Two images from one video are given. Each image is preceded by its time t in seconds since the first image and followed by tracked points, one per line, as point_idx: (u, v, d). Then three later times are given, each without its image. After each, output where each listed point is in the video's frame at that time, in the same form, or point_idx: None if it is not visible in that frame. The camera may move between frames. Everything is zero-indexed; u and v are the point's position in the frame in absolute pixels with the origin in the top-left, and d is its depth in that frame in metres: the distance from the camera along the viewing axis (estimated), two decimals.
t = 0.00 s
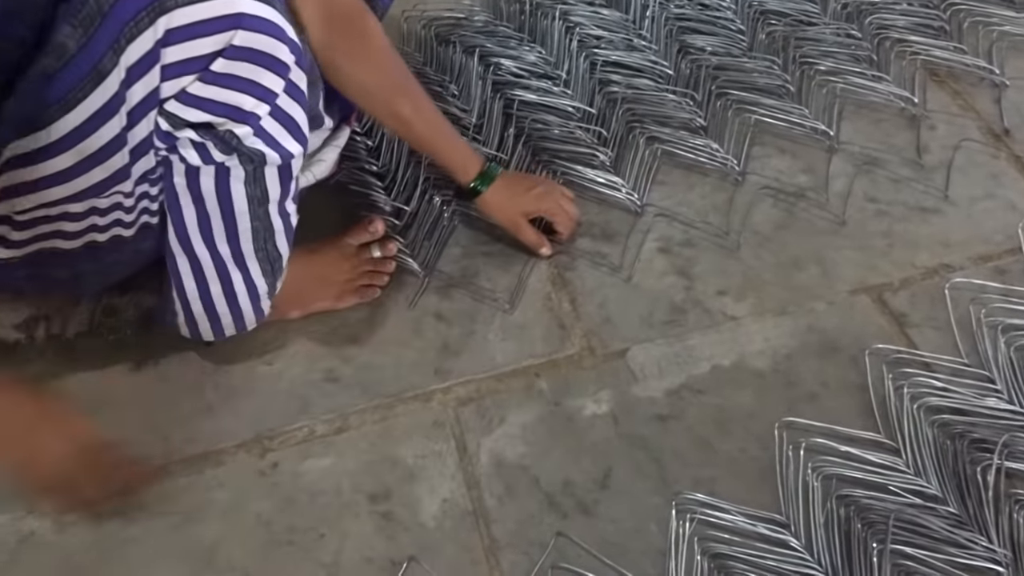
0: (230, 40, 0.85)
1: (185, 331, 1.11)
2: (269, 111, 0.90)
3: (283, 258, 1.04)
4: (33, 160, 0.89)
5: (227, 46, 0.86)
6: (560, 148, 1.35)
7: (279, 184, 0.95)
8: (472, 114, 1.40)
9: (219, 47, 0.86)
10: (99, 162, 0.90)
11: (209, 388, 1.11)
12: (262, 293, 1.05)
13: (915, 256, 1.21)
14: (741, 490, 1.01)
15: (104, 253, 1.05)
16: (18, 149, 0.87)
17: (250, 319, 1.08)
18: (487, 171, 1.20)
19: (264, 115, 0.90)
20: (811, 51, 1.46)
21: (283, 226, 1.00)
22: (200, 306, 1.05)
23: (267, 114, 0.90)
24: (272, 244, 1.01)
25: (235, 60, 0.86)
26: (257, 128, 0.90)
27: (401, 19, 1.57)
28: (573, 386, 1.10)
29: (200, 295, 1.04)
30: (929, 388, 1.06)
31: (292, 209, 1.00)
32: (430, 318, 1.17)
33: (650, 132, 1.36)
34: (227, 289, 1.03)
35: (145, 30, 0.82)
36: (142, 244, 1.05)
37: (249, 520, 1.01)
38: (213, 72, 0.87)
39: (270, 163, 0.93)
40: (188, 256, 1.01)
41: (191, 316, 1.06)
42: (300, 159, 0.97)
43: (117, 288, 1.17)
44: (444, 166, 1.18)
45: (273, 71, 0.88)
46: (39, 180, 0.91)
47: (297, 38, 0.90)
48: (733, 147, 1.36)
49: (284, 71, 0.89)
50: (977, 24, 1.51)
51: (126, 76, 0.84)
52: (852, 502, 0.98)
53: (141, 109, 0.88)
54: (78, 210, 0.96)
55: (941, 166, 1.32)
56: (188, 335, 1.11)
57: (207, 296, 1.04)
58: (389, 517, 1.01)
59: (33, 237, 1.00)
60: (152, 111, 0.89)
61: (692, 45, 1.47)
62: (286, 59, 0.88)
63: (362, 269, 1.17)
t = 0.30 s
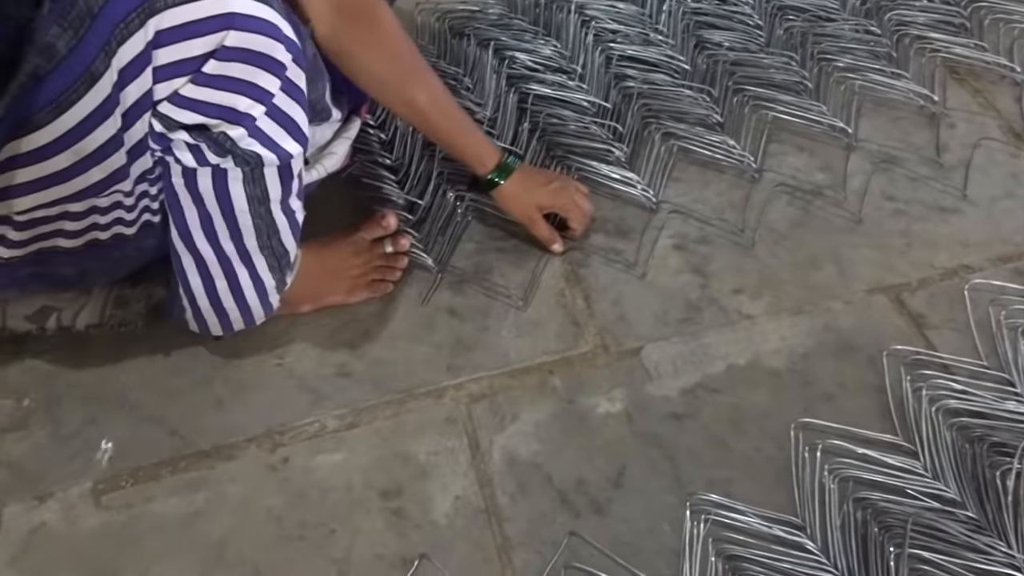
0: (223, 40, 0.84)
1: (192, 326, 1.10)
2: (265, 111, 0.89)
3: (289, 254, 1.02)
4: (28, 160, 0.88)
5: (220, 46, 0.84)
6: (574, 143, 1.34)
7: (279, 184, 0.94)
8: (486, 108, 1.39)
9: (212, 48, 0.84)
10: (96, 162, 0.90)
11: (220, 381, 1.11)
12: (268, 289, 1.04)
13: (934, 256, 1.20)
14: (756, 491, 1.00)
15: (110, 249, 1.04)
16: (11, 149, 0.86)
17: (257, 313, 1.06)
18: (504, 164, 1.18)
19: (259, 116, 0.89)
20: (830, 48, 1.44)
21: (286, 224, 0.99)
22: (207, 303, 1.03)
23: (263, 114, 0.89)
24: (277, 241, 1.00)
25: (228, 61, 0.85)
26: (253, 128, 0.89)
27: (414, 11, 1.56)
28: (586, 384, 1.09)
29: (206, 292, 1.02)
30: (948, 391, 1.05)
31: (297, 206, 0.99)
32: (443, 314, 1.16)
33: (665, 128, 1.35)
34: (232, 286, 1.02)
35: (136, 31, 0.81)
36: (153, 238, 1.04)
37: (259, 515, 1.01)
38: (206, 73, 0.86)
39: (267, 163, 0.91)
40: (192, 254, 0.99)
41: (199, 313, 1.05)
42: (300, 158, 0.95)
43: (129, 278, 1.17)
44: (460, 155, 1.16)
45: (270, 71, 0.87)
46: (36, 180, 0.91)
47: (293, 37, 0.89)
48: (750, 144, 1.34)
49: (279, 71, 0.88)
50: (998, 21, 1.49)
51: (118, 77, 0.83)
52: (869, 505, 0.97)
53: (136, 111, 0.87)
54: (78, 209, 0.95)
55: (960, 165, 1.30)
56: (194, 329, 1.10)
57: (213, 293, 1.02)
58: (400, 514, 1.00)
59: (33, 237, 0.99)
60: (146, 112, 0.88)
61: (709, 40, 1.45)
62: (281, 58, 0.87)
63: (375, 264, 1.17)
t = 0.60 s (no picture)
0: (241, 36, 0.84)
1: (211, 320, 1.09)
2: (284, 106, 0.88)
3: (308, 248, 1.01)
4: (46, 153, 0.89)
5: (237, 41, 0.84)
6: (594, 138, 1.33)
7: (298, 178, 0.93)
8: (506, 102, 1.38)
9: (230, 42, 0.84)
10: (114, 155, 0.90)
11: (238, 373, 1.10)
12: (287, 282, 1.03)
13: (958, 257, 1.19)
14: (777, 492, 0.99)
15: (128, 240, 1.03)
16: (29, 142, 0.88)
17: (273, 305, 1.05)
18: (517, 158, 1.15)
19: (278, 111, 0.87)
20: (853, 45, 1.42)
21: (305, 218, 0.97)
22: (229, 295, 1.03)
23: (281, 109, 0.88)
24: (296, 235, 0.99)
25: (247, 55, 0.85)
26: (271, 124, 0.88)
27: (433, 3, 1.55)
28: (605, 381, 1.08)
29: (228, 284, 1.01)
30: (973, 394, 1.04)
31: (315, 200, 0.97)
32: (461, 309, 1.16)
33: (686, 124, 1.34)
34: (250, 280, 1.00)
35: (154, 26, 0.81)
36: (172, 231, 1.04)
37: (276, 508, 1.00)
38: (224, 68, 0.85)
39: (286, 158, 0.91)
40: (210, 248, 0.98)
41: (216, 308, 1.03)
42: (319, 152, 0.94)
43: (148, 269, 1.17)
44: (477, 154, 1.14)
45: (287, 65, 0.86)
46: (54, 173, 0.91)
47: (313, 30, 0.88)
48: (771, 142, 1.33)
49: (298, 64, 0.86)
50: None
51: (136, 73, 0.84)
52: (892, 508, 0.97)
53: (153, 105, 0.87)
54: (95, 202, 0.95)
55: (985, 165, 1.29)
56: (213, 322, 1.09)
57: (234, 286, 1.02)
58: (417, 509, 1.00)
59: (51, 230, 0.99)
60: (164, 108, 0.87)
61: (731, 35, 1.44)
62: (300, 52, 0.86)
63: (393, 258, 1.15)
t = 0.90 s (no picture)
0: (296, 24, 0.85)
1: (248, 312, 1.08)
2: (335, 98, 0.88)
3: (346, 244, 1.00)
4: (94, 139, 0.88)
5: (292, 30, 0.85)
6: (635, 138, 1.30)
7: (344, 173, 0.92)
8: (546, 99, 1.36)
9: (285, 31, 0.85)
10: (161, 142, 0.89)
11: (272, 367, 1.09)
12: (324, 278, 1.02)
13: (1007, 269, 1.16)
14: (816, 506, 0.98)
15: (167, 231, 1.03)
16: (76, 126, 0.87)
17: (311, 304, 1.04)
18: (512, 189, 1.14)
19: (328, 103, 0.88)
20: (900, 49, 1.39)
21: (347, 214, 0.97)
22: (264, 290, 1.01)
23: (332, 101, 0.88)
24: (335, 231, 0.98)
25: (300, 45, 0.85)
26: (321, 116, 0.88)
27: None
28: (642, 386, 1.07)
29: (263, 278, 1.00)
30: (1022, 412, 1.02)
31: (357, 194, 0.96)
32: (496, 308, 1.14)
33: (728, 125, 1.31)
34: (290, 275, 1.00)
35: (209, 12, 0.82)
36: (211, 222, 1.02)
37: (308, 504, 0.99)
38: (277, 57, 0.85)
39: (333, 151, 0.90)
40: (251, 241, 0.97)
41: (254, 300, 1.03)
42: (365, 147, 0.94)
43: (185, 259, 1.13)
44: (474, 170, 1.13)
45: (340, 56, 0.86)
46: (99, 159, 0.91)
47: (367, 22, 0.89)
48: (816, 146, 1.31)
49: (349, 56, 0.87)
50: None
51: (188, 59, 0.83)
52: (938, 528, 0.95)
53: (204, 93, 0.86)
54: (139, 189, 0.95)
55: None
56: (250, 314, 1.08)
57: (269, 282, 1.00)
58: (450, 511, 0.98)
59: (94, 216, 0.98)
60: (214, 96, 0.87)
61: (776, 36, 1.41)
62: (353, 43, 0.87)
63: (429, 254, 1.14)
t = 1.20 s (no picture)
0: (338, 36, 0.82)
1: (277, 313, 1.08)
2: (374, 110, 0.87)
3: (378, 249, 1.00)
4: (134, 141, 0.88)
5: (334, 41, 0.83)
6: (670, 142, 1.28)
7: (379, 184, 0.92)
8: (581, 101, 1.34)
9: (327, 42, 0.83)
10: (200, 149, 0.90)
11: (302, 366, 1.09)
12: (354, 283, 1.01)
13: None
14: (851, 522, 0.96)
15: (203, 231, 1.03)
16: (117, 129, 0.87)
17: (341, 308, 1.04)
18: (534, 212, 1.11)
19: (368, 115, 0.87)
20: (944, 55, 1.36)
21: (379, 221, 0.96)
22: (295, 293, 1.01)
23: (371, 113, 0.87)
24: (368, 236, 0.98)
25: (341, 57, 0.84)
26: (360, 128, 0.88)
27: None
28: (675, 395, 1.05)
29: (294, 282, 0.99)
30: None
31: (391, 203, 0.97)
32: (527, 312, 1.13)
33: (765, 131, 1.29)
34: (322, 280, 0.99)
35: (251, 21, 0.80)
36: (245, 225, 1.03)
37: (336, 506, 0.99)
38: (317, 68, 0.84)
39: (370, 163, 0.90)
40: (284, 246, 0.96)
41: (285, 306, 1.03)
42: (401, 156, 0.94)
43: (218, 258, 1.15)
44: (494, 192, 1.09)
45: (380, 67, 0.85)
46: (138, 161, 0.91)
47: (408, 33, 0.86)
48: (856, 154, 1.28)
49: (390, 67, 0.86)
50: None
51: (228, 67, 0.82)
52: (977, 548, 0.93)
53: (243, 102, 0.86)
54: (176, 192, 0.96)
55: None
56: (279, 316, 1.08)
57: (300, 285, 1.00)
58: (478, 517, 0.98)
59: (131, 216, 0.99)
60: (253, 105, 0.86)
61: (817, 41, 1.38)
62: (394, 55, 0.85)
63: (460, 258, 1.13)
